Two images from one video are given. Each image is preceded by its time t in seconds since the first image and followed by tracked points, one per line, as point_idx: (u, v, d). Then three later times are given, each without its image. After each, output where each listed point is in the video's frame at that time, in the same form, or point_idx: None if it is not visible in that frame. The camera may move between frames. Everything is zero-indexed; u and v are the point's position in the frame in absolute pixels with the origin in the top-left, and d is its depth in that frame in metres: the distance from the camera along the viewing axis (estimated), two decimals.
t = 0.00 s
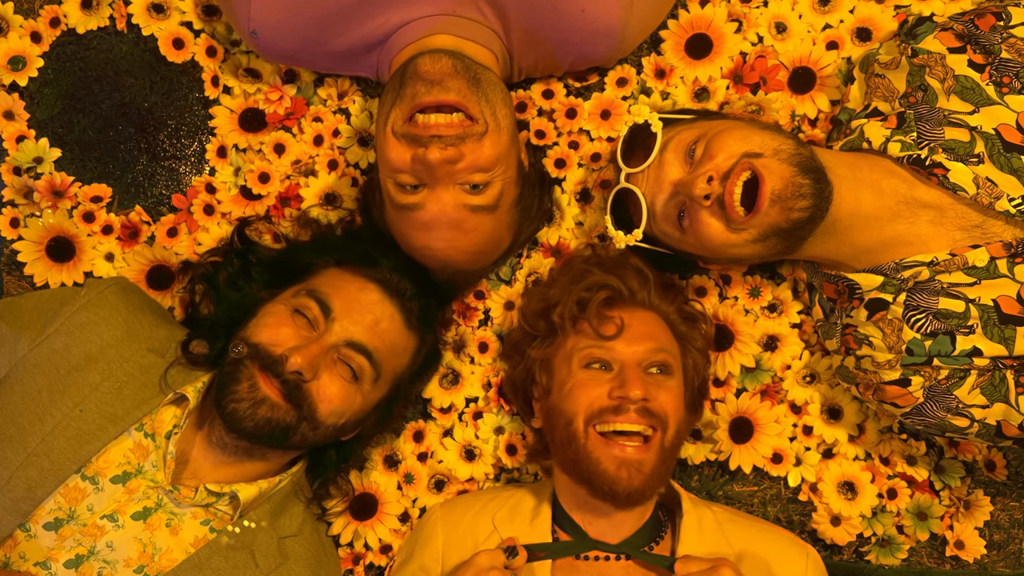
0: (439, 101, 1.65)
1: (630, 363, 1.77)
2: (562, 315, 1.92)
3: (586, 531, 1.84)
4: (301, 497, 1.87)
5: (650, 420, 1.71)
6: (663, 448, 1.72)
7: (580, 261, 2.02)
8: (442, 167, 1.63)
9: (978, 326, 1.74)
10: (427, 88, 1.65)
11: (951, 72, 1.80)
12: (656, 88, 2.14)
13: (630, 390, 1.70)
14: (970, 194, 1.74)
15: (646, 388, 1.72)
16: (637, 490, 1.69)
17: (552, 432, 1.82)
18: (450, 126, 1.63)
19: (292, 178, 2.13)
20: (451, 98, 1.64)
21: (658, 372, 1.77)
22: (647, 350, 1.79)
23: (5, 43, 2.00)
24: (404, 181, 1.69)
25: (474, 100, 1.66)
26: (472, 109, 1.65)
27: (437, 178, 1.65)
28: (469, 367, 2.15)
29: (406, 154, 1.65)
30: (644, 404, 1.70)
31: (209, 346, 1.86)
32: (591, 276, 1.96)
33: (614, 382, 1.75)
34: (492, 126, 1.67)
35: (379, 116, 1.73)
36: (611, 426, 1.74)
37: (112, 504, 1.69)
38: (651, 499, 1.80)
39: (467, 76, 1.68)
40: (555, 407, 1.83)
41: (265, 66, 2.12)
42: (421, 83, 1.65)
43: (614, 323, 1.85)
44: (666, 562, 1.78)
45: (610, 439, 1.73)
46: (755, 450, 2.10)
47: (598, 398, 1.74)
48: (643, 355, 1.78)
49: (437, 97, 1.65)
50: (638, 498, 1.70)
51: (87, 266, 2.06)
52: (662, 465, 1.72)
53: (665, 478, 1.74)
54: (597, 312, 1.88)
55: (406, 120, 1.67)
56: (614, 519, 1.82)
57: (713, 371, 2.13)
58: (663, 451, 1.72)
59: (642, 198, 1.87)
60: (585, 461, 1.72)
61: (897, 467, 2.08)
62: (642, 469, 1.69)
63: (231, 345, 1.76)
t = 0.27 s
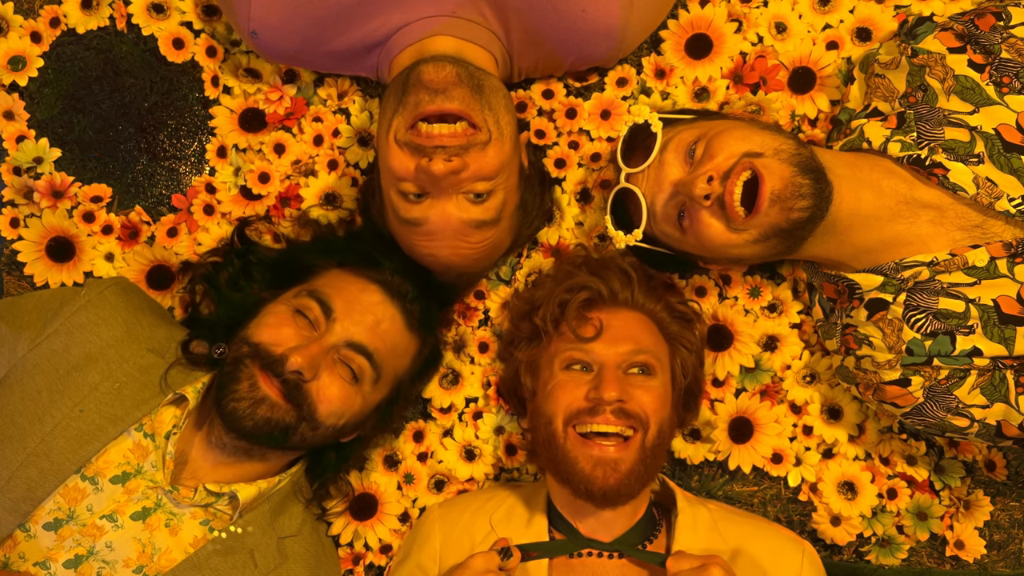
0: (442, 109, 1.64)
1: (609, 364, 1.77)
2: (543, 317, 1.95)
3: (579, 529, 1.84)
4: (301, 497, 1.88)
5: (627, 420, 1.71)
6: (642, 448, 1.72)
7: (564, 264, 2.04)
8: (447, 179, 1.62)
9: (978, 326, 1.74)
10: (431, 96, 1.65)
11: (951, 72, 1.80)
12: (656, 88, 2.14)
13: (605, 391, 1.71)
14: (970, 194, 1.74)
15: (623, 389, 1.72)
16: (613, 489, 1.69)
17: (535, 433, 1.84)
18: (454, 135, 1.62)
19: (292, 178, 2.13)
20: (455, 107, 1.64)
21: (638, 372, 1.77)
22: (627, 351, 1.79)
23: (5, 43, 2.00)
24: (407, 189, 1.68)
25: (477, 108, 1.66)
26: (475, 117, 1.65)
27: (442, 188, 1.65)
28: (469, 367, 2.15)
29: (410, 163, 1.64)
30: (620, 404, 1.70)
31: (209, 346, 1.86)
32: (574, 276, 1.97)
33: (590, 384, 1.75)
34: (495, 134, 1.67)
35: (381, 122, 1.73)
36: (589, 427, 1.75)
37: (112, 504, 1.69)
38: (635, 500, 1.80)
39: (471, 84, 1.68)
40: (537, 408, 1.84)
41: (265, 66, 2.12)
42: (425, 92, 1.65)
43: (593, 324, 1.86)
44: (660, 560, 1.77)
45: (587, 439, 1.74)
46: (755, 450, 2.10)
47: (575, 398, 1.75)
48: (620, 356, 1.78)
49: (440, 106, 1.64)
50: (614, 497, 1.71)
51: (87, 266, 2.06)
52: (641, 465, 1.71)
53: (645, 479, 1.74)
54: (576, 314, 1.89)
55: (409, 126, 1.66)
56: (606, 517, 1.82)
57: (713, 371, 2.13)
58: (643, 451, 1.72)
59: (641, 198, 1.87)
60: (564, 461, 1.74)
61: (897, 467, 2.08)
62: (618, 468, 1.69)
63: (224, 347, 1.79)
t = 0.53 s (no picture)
0: (444, 113, 1.65)
1: (609, 366, 1.77)
2: (543, 319, 1.95)
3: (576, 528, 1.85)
4: (301, 498, 1.87)
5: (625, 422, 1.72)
6: (643, 449, 1.73)
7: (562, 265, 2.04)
8: (450, 183, 1.61)
9: (978, 326, 1.74)
10: (433, 100, 1.64)
11: (951, 72, 1.80)
12: (656, 88, 2.14)
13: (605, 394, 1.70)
14: (970, 194, 1.74)
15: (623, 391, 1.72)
16: (615, 491, 1.70)
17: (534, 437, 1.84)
18: (457, 139, 1.62)
19: (292, 178, 2.13)
20: (457, 110, 1.64)
21: (637, 374, 1.77)
22: (627, 353, 1.79)
23: (5, 43, 2.00)
24: (409, 193, 1.68)
25: (480, 112, 1.65)
26: (478, 120, 1.65)
27: (445, 191, 1.65)
28: (469, 367, 2.15)
29: (412, 167, 1.64)
30: (620, 407, 1.71)
31: (211, 347, 1.86)
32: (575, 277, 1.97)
33: (591, 387, 1.75)
34: (497, 136, 1.67)
35: (382, 125, 1.72)
36: (590, 430, 1.76)
37: (112, 503, 1.69)
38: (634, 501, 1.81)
39: (473, 88, 1.67)
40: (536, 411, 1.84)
41: (265, 66, 2.12)
42: (426, 95, 1.65)
43: (592, 327, 1.86)
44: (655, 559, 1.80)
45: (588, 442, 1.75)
46: (755, 450, 2.10)
47: (575, 402, 1.76)
48: (621, 358, 1.78)
49: (443, 109, 1.64)
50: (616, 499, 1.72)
51: (87, 266, 2.06)
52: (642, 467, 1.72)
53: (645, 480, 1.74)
54: (575, 317, 1.89)
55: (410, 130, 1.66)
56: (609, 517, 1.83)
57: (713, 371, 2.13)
58: (643, 452, 1.73)
59: (641, 198, 1.87)
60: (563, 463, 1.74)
61: (897, 467, 2.08)
62: (620, 470, 1.70)
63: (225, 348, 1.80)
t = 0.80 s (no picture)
0: (443, 111, 1.65)
1: (623, 371, 1.77)
2: (553, 323, 1.92)
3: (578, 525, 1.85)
4: (300, 498, 1.88)
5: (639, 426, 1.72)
6: (658, 452, 1.73)
7: (568, 265, 2.03)
8: (449, 180, 1.62)
9: (978, 326, 1.74)
10: (431, 98, 1.65)
11: (951, 72, 1.80)
12: (656, 88, 2.14)
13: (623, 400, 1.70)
14: (970, 194, 1.74)
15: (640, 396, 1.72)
16: (633, 495, 1.71)
17: (547, 440, 1.84)
18: (455, 137, 1.63)
19: (292, 178, 2.13)
20: (455, 108, 1.64)
21: (651, 377, 1.78)
22: (632, 355, 1.79)
23: (5, 43, 2.00)
24: (408, 191, 1.68)
25: (477, 109, 1.66)
26: (476, 118, 1.65)
27: (444, 190, 1.65)
28: (469, 367, 2.15)
29: (411, 165, 1.64)
30: (639, 412, 1.71)
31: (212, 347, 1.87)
32: (576, 277, 1.97)
33: (608, 392, 1.75)
34: (496, 136, 1.67)
35: (381, 124, 1.73)
36: (606, 434, 1.76)
37: (112, 504, 1.69)
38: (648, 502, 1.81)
39: (471, 85, 1.68)
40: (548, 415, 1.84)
41: (265, 66, 2.12)
42: (425, 93, 1.66)
43: (605, 330, 1.84)
44: (658, 562, 1.78)
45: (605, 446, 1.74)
46: (755, 450, 2.10)
47: (591, 406, 1.75)
48: (636, 361, 1.78)
49: (441, 107, 1.65)
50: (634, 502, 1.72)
51: (87, 266, 2.06)
52: (657, 469, 1.73)
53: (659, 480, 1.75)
54: (588, 318, 1.87)
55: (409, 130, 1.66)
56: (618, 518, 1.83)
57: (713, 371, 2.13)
58: (659, 455, 1.74)
59: (641, 198, 1.87)
60: (580, 468, 1.74)
61: (897, 467, 2.08)
62: (638, 474, 1.71)
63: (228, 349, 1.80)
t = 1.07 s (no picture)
0: (443, 108, 1.65)
1: (640, 374, 1.77)
2: (567, 323, 1.91)
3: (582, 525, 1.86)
4: (300, 498, 1.88)
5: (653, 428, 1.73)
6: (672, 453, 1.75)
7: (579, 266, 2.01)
8: (449, 176, 1.63)
9: (978, 326, 1.74)
10: (432, 94, 1.65)
11: (951, 72, 1.79)
12: (656, 88, 2.14)
13: (643, 403, 1.71)
14: (970, 194, 1.74)
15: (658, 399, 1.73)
16: (650, 496, 1.72)
17: (559, 440, 1.84)
18: (456, 135, 1.63)
19: (292, 178, 2.13)
20: (456, 106, 1.64)
21: (666, 381, 1.79)
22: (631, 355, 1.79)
23: (5, 43, 2.00)
24: (408, 188, 1.69)
25: (478, 106, 1.66)
26: (477, 115, 1.65)
27: (444, 186, 1.66)
28: (469, 367, 2.15)
29: (410, 161, 1.65)
30: (658, 414, 1.72)
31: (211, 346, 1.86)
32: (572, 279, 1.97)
33: (625, 394, 1.75)
34: (496, 133, 1.67)
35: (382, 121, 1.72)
36: (622, 437, 1.76)
37: (111, 504, 1.69)
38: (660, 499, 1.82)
39: (472, 83, 1.67)
40: (559, 421, 1.84)
41: (265, 66, 2.12)
42: (426, 90, 1.65)
43: (624, 332, 1.83)
44: (660, 567, 1.79)
45: (621, 448, 1.75)
46: (755, 450, 2.10)
47: (607, 409, 1.75)
48: (653, 364, 1.79)
49: (442, 104, 1.65)
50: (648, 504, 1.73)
51: (87, 266, 2.06)
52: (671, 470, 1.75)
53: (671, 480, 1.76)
54: (606, 320, 1.86)
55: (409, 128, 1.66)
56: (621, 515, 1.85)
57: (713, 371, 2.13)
58: (673, 457, 1.76)
59: (641, 198, 1.87)
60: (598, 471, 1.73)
61: (897, 467, 2.08)
62: (654, 477, 1.72)
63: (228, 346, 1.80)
